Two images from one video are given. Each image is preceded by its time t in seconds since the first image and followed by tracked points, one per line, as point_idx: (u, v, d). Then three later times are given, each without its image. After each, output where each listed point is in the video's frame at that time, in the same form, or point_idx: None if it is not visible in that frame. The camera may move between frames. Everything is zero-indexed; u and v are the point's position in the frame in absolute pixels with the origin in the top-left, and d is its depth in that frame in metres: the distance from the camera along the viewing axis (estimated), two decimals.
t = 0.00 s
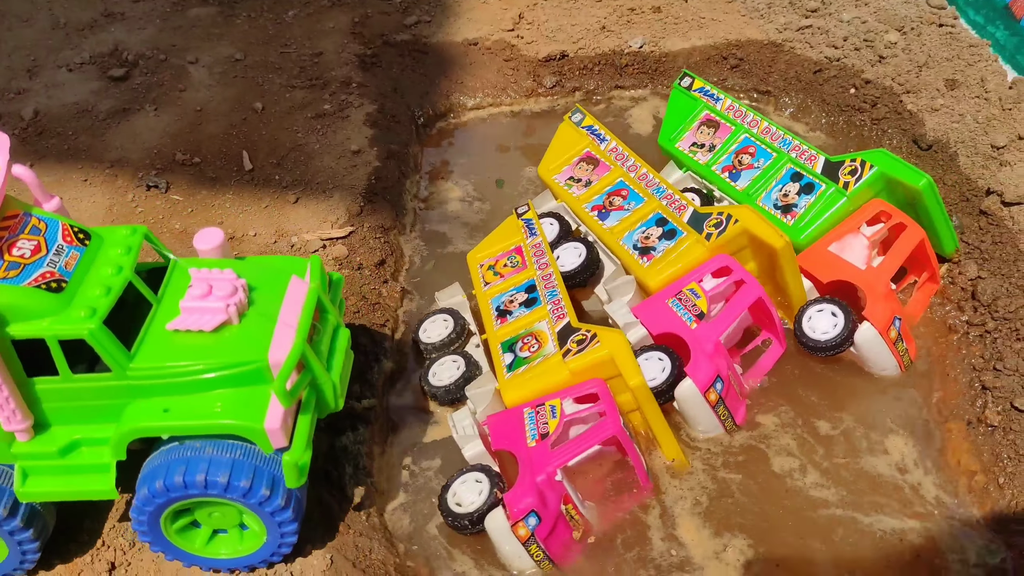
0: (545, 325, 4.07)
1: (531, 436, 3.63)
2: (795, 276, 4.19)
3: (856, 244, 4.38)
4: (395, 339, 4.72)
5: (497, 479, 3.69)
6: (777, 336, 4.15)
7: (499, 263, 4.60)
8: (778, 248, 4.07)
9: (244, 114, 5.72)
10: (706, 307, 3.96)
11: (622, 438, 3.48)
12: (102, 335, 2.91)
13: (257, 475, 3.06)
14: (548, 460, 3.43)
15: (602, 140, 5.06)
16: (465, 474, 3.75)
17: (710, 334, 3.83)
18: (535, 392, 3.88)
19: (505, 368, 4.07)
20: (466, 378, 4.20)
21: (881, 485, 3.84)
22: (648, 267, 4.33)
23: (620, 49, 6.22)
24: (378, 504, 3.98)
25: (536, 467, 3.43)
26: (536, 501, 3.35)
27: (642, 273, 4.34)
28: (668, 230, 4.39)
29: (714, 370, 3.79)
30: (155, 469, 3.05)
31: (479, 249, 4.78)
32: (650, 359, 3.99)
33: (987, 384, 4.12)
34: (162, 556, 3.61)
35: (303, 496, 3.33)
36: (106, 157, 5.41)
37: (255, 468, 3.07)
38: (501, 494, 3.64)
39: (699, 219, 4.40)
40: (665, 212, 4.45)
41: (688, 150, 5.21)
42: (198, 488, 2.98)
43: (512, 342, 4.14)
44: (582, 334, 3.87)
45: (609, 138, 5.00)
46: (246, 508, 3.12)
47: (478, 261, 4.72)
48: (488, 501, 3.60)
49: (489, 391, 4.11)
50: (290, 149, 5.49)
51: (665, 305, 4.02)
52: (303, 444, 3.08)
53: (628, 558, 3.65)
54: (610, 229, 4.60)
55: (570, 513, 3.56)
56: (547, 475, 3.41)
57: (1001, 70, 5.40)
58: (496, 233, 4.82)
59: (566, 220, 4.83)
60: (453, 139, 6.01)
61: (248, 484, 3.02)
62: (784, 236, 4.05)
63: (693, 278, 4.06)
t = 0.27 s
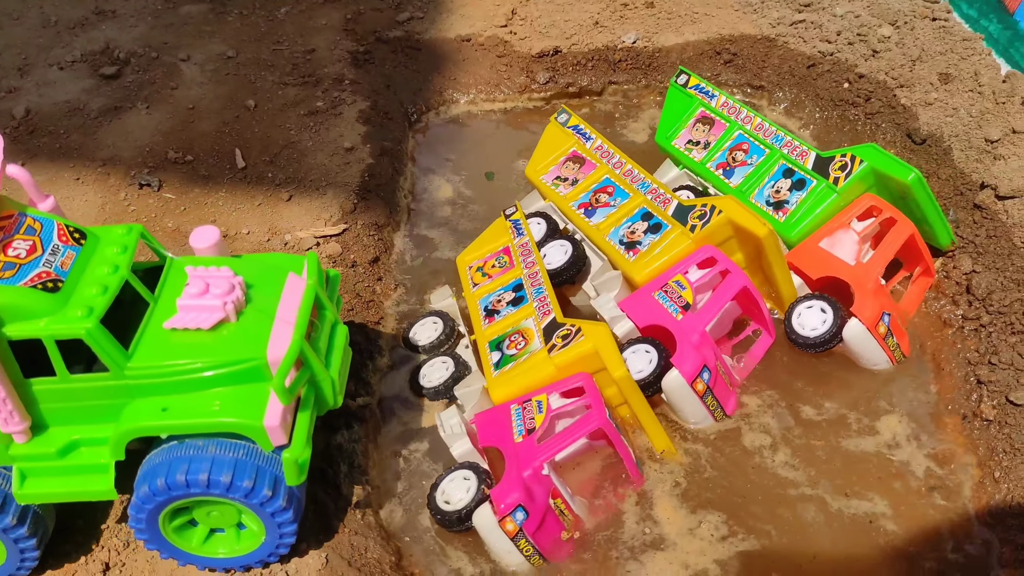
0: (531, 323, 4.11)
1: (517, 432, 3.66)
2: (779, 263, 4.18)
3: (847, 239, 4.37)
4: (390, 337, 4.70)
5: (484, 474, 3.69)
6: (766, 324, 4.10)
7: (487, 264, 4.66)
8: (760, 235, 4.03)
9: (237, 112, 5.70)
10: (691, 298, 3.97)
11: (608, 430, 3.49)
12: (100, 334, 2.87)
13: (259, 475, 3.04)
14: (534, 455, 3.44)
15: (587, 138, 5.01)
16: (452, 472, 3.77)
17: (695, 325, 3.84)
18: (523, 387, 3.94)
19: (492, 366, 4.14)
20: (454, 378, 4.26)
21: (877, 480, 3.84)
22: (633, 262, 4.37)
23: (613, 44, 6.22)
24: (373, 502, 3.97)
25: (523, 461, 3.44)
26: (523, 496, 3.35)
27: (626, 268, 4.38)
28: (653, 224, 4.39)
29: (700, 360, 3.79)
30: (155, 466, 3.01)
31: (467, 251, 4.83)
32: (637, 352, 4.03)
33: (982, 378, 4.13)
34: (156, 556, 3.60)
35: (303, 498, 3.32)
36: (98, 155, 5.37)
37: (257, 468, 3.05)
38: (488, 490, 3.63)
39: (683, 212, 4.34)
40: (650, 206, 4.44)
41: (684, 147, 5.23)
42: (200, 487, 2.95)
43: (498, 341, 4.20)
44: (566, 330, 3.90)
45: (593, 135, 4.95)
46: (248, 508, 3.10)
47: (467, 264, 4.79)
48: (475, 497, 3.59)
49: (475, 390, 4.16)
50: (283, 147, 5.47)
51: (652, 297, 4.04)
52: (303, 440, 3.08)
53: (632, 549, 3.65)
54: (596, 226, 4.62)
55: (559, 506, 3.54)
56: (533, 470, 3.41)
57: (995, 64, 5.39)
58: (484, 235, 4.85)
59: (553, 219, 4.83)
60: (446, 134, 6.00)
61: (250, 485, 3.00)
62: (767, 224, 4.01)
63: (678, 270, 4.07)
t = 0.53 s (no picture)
0: (517, 319, 4.11)
1: (507, 427, 3.63)
2: (760, 251, 4.19)
3: (829, 232, 4.36)
4: (379, 334, 4.67)
5: (475, 469, 3.66)
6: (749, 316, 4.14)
7: (470, 264, 4.64)
8: (740, 228, 4.08)
9: (224, 107, 5.65)
10: (674, 291, 3.97)
11: (598, 423, 3.47)
12: (78, 335, 2.82)
13: (241, 474, 3.01)
14: (525, 448, 3.42)
15: (566, 136, 4.92)
16: (444, 467, 3.73)
17: (678, 319, 3.80)
18: (513, 381, 3.91)
19: (479, 364, 4.13)
20: (440, 377, 4.27)
21: (870, 474, 3.82)
22: (616, 257, 4.37)
23: (603, 37, 6.35)
24: (362, 501, 3.94)
25: (513, 455, 3.42)
26: (515, 489, 3.32)
27: (609, 264, 4.39)
28: (634, 220, 4.41)
29: (685, 354, 3.78)
30: (137, 467, 2.98)
31: (451, 252, 4.79)
32: (621, 347, 4.02)
33: (974, 371, 4.11)
34: (143, 557, 3.57)
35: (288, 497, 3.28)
36: (84, 152, 5.30)
37: (239, 467, 3.01)
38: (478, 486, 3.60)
39: (664, 207, 4.37)
40: (630, 203, 4.46)
41: (679, 141, 5.20)
42: (183, 487, 2.91)
43: (484, 339, 4.20)
44: (553, 325, 3.89)
45: (572, 134, 4.86)
46: (232, 508, 3.06)
47: (450, 265, 4.75)
48: (466, 493, 3.57)
49: (463, 388, 4.17)
50: (270, 142, 5.42)
51: (634, 291, 4.07)
52: (288, 436, 3.04)
53: (613, 554, 3.60)
54: (578, 223, 4.62)
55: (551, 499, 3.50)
56: (524, 463, 3.38)
57: (985, 55, 5.38)
58: (466, 236, 4.84)
59: (535, 218, 4.82)
60: (438, 126, 6.05)
61: (234, 484, 2.97)
62: (746, 216, 4.06)
63: (659, 265, 4.07)
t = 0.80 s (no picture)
0: (510, 320, 4.09)
1: (501, 425, 3.60)
2: (743, 256, 4.26)
3: (814, 233, 4.36)
4: (371, 333, 4.65)
5: (470, 469, 3.62)
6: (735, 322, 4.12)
7: (463, 268, 4.62)
8: (721, 232, 4.13)
9: (214, 106, 5.60)
10: (655, 297, 3.96)
11: (593, 421, 3.44)
12: (53, 332, 2.77)
13: (224, 469, 2.97)
14: (519, 446, 3.40)
15: (553, 135, 4.92)
16: (439, 466, 3.70)
17: (660, 324, 3.81)
18: (507, 382, 3.88)
19: (472, 364, 4.10)
20: (433, 378, 4.24)
21: (866, 474, 3.81)
22: (600, 261, 4.42)
23: (595, 33, 6.35)
24: (354, 502, 3.90)
25: (508, 453, 3.41)
26: (510, 486, 3.31)
27: (594, 268, 4.44)
28: (618, 222, 4.45)
29: (665, 360, 3.79)
30: (118, 465, 2.94)
31: (444, 255, 4.79)
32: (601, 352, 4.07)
33: (968, 368, 4.09)
34: (132, 560, 3.51)
35: (274, 492, 3.25)
36: (73, 151, 5.24)
37: (222, 462, 2.98)
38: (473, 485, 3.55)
39: (647, 209, 4.41)
40: (615, 205, 4.49)
41: (680, 137, 5.25)
42: (166, 483, 2.88)
43: (477, 339, 4.16)
44: (546, 323, 3.87)
45: (559, 133, 4.87)
46: (216, 504, 3.03)
47: (443, 268, 4.74)
48: (461, 492, 3.53)
49: (457, 388, 4.15)
50: (261, 141, 5.38)
51: (617, 297, 4.05)
52: (269, 428, 2.99)
53: (615, 551, 3.58)
54: (564, 225, 4.66)
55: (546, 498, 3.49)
56: (519, 461, 3.38)
57: (979, 50, 5.37)
58: (459, 239, 4.83)
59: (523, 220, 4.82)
60: (430, 123, 6.04)
61: (216, 480, 2.93)
62: (727, 220, 4.10)
63: (641, 269, 4.06)
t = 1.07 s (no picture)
0: (508, 319, 4.06)
1: (499, 423, 3.55)
2: (731, 258, 4.25)
3: (806, 233, 4.36)
4: (363, 332, 4.59)
5: (466, 466, 3.54)
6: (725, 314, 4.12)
7: (461, 266, 4.61)
8: (704, 234, 4.12)
9: (204, 102, 5.53)
10: (642, 302, 3.94)
11: (591, 420, 3.42)
12: None
13: (185, 437, 2.81)
14: (517, 444, 3.39)
15: (541, 136, 4.88)
16: (435, 463, 3.64)
17: (647, 330, 3.85)
18: (505, 379, 3.84)
19: (470, 362, 4.07)
20: (429, 376, 4.18)
21: (864, 471, 3.76)
22: (588, 267, 4.45)
23: (590, 28, 6.33)
24: (346, 502, 3.84)
25: (505, 452, 3.37)
26: (506, 483, 3.22)
27: (582, 273, 4.46)
28: (605, 226, 4.44)
29: (650, 367, 3.83)
30: (77, 440, 2.80)
31: (441, 254, 4.79)
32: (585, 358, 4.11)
33: (968, 364, 4.04)
34: (120, 562, 3.43)
35: (243, 461, 3.08)
36: (61, 148, 5.16)
37: (183, 430, 2.82)
38: (470, 482, 3.48)
39: (631, 211, 4.38)
40: (601, 208, 4.47)
41: (687, 130, 5.33)
42: (124, 455, 2.73)
43: (475, 337, 4.15)
44: (546, 322, 3.83)
45: (546, 134, 4.82)
46: (182, 476, 2.87)
47: (440, 267, 4.74)
48: (458, 489, 3.46)
49: (454, 386, 4.09)
50: (251, 137, 5.31)
51: (605, 303, 4.05)
52: (219, 388, 2.73)
53: (619, 551, 3.50)
54: (553, 229, 4.69)
55: (542, 498, 3.45)
56: (517, 459, 3.36)
57: (977, 43, 5.35)
58: (458, 237, 4.80)
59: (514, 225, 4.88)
60: (424, 119, 5.99)
61: (177, 450, 2.77)
62: (708, 221, 4.08)
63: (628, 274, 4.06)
